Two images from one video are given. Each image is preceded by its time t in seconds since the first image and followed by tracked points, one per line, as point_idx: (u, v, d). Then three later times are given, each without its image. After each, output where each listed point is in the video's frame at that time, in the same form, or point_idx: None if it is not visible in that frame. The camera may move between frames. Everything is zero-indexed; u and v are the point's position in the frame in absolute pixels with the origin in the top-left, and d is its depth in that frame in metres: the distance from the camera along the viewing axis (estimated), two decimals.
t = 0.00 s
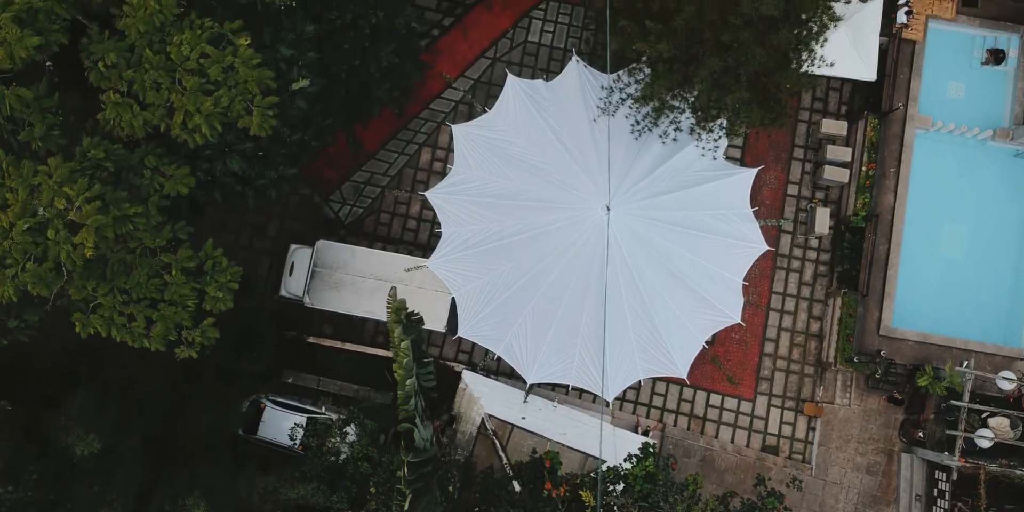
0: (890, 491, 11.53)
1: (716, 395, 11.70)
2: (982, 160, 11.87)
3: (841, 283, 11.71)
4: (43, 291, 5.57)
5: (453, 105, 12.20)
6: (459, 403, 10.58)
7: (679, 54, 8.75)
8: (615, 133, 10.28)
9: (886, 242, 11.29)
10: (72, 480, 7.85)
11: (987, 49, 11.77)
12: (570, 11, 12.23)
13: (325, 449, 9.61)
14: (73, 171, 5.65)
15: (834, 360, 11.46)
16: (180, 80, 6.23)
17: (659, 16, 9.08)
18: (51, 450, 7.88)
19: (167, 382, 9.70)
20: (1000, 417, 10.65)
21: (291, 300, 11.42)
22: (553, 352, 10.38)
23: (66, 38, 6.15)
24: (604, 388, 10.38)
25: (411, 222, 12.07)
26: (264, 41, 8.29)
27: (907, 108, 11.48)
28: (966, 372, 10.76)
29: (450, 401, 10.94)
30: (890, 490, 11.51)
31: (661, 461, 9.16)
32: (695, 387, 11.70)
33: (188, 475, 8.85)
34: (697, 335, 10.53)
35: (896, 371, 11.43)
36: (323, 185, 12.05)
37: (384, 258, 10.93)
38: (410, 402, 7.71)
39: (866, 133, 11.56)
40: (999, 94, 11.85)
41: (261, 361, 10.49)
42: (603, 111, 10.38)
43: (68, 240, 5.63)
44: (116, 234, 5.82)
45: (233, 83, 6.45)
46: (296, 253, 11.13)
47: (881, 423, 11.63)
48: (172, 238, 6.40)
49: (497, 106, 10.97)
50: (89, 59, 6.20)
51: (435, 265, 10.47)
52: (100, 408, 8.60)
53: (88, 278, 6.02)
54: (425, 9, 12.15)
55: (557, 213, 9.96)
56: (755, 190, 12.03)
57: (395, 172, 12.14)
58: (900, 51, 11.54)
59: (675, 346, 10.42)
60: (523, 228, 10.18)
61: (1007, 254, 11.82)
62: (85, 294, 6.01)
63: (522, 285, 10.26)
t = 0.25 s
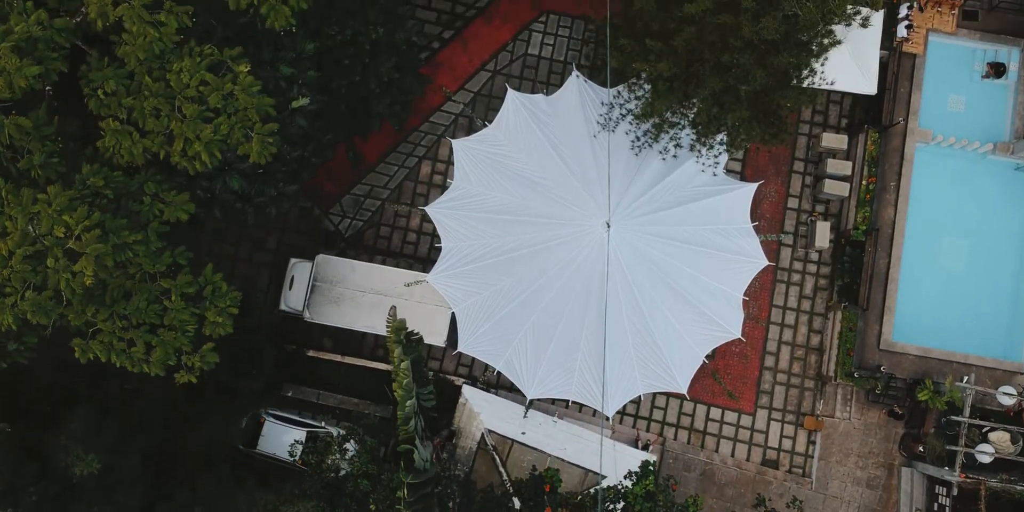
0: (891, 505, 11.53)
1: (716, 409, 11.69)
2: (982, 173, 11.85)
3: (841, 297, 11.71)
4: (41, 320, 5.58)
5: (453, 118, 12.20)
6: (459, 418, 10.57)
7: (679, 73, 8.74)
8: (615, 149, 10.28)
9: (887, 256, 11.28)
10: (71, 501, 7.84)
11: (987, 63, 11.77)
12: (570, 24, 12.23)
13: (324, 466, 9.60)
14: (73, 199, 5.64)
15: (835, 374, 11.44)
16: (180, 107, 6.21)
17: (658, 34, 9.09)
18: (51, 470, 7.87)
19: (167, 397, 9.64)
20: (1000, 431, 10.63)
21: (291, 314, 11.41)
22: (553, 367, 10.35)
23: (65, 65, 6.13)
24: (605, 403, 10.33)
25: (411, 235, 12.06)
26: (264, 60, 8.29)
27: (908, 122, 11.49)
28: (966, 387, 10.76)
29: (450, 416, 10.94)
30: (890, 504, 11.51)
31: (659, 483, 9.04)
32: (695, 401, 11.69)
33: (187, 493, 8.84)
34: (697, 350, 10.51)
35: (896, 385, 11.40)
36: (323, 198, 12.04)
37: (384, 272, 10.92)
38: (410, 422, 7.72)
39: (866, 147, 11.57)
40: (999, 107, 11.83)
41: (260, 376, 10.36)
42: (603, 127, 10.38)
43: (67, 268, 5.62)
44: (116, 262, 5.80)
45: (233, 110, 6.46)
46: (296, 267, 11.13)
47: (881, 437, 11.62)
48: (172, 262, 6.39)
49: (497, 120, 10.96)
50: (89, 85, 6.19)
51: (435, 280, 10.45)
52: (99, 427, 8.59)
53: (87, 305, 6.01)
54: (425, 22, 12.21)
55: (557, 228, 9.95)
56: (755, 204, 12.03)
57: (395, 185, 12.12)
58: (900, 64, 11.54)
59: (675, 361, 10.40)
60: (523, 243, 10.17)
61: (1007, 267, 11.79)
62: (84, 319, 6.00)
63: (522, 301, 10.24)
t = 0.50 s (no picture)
0: None
1: (716, 420, 11.68)
2: (982, 186, 11.85)
3: (841, 309, 11.70)
4: (41, 346, 5.62)
5: (453, 129, 12.20)
6: (459, 431, 10.56)
7: (679, 89, 8.73)
8: (615, 162, 10.27)
9: (887, 268, 11.29)
10: None
11: (987, 74, 11.76)
12: (571, 35, 12.22)
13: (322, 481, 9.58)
14: (72, 223, 5.62)
15: (835, 386, 11.43)
16: (179, 130, 6.21)
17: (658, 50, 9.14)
18: (50, 487, 7.87)
19: (167, 411, 9.64)
20: (1001, 444, 10.57)
21: (291, 326, 11.42)
22: (554, 380, 10.32)
23: (64, 89, 6.13)
24: (605, 416, 10.30)
25: (411, 247, 12.05)
26: (264, 76, 8.28)
27: (908, 134, 11.46)
28: (966, 401, 10.74)
29: (450, 429, 10.92)
30: None
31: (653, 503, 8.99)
32: (695, 413, 11.68)
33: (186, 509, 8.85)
34: (697, 363, 10.50)
35: (896, 397, 11.39)
36: (323, 209, 12.03)
37: (383, 285, 10.92)
38: (411, 440, 7.73)
39: (865, 158, 11.57)
40: (999, 119, 11.84)
41: (260, 392, 10.44)
42: (603, 141, 10.37)
43: (66, 292, 5.61)
44: (115, 286, 5.79)
45: (233, 133, 6.46)
46: (296, 280, 11.15)
47: (881, 449, 11.61)
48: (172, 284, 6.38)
49: (497, 132, 10.96)
50: (88, 108, 6.16)
51: (436, 293, 10.44)
52: (98, 443, 8.61)
53: (87, 329, 6.00)
54: (425, 33, 12.21)
55: (557, 242, 9.94)
56: (755, 215, 12.03)
57: (395, 196, 12.12)
58: (901, 76, 11.53)
59: (675, 374, 10.39)
60: (523, 257, 10.16)
61: (1008, 279, 11.78)
62: (84, 341, 5.98)
63: (522, 313, 10.23)
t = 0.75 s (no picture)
0: None
1: (716, 434, 11.68)
2: (983, 199, 11.80)
3: (841, 322, 11.70)
4: (41, 374, 5.70)
5: (453, 142, 12.19)
6: (458, 446, 10.53)
7: (679, 108, 8.73)
8: (615, 178, 10.26)
9: (887, 281, 11.28)
10: None
11: (987, 87, 11.76)
12: (570, 47, 12.22)
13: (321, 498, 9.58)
14: (71, 251, 5.62)
15: (835, 401, 11.42)
16: (179, 157, 6.21)
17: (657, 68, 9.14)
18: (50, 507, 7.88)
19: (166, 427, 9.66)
20: (1001, 458, 10.53)
21: (290, 339, 11.42)
22: (554, 395, 10.29)
23: (63, 116, 6.15)
24: (605, 431, 10.25)
25: (411, 259, 12.05)
26: (264, 95, 8.27)
27: (908, 148, 11.44)
28: (966, 416, 10.73)
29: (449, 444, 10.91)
30: None
31: None
32: (695, 426, 11.67)
33: None
34: (697, 377, 10.46)
35: (896, 411, 11.38)
36: (323, 222, 12.02)
37: (383, 299, 10.91)
38: (411, 460, 7.76)
39: (866, 172, 11.57)
40: (999, 132, 11.83)
41: (259, 408, 10.50)
42: (603, 156, 10.37)
43: (64, 320, 5.61)
44: (114, 313, 5.83)
45: (232, 160, 6.46)
46: (295, 293, 11.15)
47: (882, 463, 11.61)
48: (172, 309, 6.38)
49: (497, 147, 10.96)
50: (88, 136, 6.14)
51: (435, 308, 10.43)
52: (99, 461, 8.63)
53: (86, 355, 6.02)
54: (424, 45, 12.20)
55: (558, 257, 9.93)
56: (755, 228, 12.02)
57: (395, 209, 12.11)
58: (901, 90, 11.52)
59: (675, 389, 10.35)
60: (523, 272, 10.15)
61: (1008, 292, 11.71)
62: (83, 367, 6.02)
63: (522, 328, 10.20)
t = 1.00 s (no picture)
0: None
1: (716, 446, 11.67)
2: (982, 210, 11.79)
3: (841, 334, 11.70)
4: (38, 399, 5.76)
5: (453, 153, 12.17)
6: (458, 459, 10.51)
7: (678, 126, 8.78)
8: (615, 192, 10.26)
9: (887, 293, 11.23)
10: None
11: (988, 99, 11.75)
12: (570, 58, 12.21)
13: None
14: (69, 277, 5.73)
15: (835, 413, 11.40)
16: (178, 182, 6.45)
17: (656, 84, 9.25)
18: None
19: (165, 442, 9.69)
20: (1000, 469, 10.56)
21: (290, 352, 11.43)
22: (554, 408, 10.25)
23: (62, 141, 6.29)
24: (604, 445, 10.19)
25: (411, 271, 12.04)
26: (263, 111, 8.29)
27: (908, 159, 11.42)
28: (966, 429, 10.69)
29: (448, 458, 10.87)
30: None
31: None
32: (695, 438, 11.66)
33: None
34: (697, 390, 10.40)
35: (896, 423, 11.38)
36: (323, 233, 12.02)
37: (383, 312, 10.90)
38: (410, 479, 7.80)
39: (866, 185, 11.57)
40: (1000, 144, 11.80)
41: (258, 422, 10.45)
42: (602, 170, 10.36)
43: (63, 345, 5.72)
44: (113, 338, 5.87)
45: (231, 186, 6.69)
46: (294, 306, 11.16)
47: (881, 475, 11.63)
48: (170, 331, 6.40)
49: (497, 159, 10.97)
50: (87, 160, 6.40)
51: (435, 321, 10.40)
52: (98, 477, 8.67)
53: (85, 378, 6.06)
54: (424, 56, 12.20)
55: (557, 271, 9.92)
56: (755, 240, 12.01)
57: (394, 220, 12.10)
58: (901, 101, 11.51)
59: (675, 402, 10.29)
60: (523, 285, 10.14)
61: (1008, 304, 11.70)
62: (83, 390, 6.06)
63: (521, 342, 10.17)
